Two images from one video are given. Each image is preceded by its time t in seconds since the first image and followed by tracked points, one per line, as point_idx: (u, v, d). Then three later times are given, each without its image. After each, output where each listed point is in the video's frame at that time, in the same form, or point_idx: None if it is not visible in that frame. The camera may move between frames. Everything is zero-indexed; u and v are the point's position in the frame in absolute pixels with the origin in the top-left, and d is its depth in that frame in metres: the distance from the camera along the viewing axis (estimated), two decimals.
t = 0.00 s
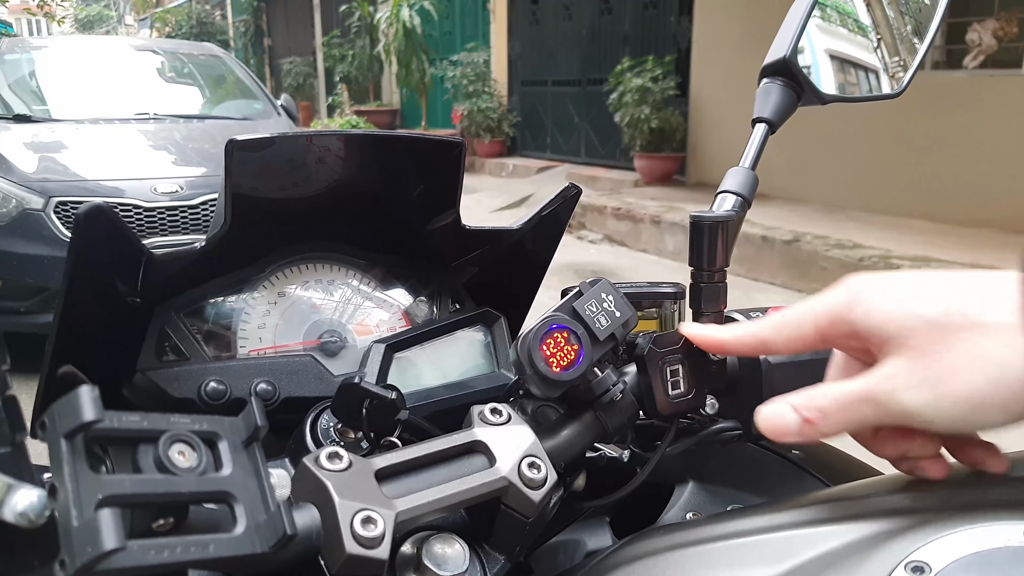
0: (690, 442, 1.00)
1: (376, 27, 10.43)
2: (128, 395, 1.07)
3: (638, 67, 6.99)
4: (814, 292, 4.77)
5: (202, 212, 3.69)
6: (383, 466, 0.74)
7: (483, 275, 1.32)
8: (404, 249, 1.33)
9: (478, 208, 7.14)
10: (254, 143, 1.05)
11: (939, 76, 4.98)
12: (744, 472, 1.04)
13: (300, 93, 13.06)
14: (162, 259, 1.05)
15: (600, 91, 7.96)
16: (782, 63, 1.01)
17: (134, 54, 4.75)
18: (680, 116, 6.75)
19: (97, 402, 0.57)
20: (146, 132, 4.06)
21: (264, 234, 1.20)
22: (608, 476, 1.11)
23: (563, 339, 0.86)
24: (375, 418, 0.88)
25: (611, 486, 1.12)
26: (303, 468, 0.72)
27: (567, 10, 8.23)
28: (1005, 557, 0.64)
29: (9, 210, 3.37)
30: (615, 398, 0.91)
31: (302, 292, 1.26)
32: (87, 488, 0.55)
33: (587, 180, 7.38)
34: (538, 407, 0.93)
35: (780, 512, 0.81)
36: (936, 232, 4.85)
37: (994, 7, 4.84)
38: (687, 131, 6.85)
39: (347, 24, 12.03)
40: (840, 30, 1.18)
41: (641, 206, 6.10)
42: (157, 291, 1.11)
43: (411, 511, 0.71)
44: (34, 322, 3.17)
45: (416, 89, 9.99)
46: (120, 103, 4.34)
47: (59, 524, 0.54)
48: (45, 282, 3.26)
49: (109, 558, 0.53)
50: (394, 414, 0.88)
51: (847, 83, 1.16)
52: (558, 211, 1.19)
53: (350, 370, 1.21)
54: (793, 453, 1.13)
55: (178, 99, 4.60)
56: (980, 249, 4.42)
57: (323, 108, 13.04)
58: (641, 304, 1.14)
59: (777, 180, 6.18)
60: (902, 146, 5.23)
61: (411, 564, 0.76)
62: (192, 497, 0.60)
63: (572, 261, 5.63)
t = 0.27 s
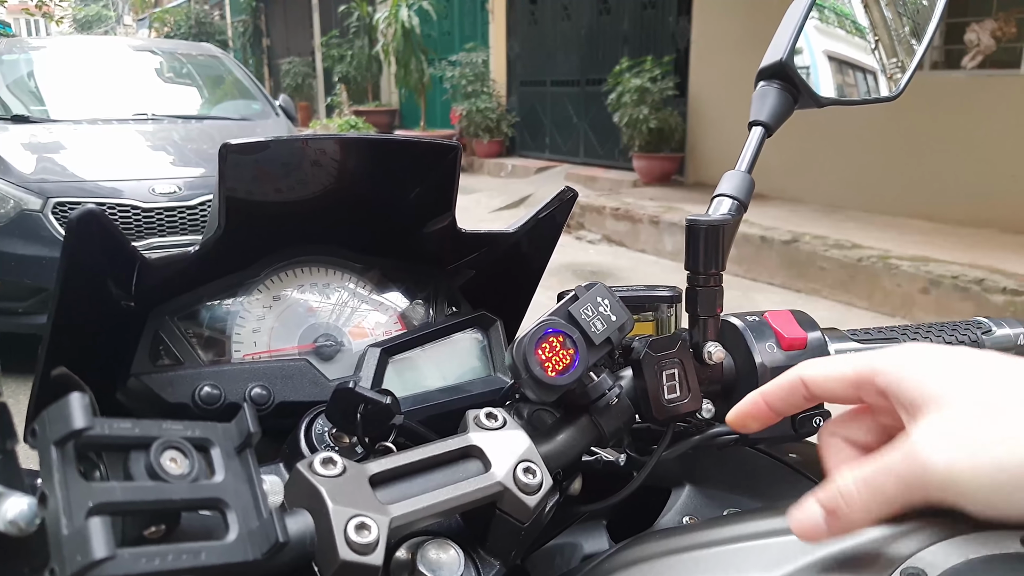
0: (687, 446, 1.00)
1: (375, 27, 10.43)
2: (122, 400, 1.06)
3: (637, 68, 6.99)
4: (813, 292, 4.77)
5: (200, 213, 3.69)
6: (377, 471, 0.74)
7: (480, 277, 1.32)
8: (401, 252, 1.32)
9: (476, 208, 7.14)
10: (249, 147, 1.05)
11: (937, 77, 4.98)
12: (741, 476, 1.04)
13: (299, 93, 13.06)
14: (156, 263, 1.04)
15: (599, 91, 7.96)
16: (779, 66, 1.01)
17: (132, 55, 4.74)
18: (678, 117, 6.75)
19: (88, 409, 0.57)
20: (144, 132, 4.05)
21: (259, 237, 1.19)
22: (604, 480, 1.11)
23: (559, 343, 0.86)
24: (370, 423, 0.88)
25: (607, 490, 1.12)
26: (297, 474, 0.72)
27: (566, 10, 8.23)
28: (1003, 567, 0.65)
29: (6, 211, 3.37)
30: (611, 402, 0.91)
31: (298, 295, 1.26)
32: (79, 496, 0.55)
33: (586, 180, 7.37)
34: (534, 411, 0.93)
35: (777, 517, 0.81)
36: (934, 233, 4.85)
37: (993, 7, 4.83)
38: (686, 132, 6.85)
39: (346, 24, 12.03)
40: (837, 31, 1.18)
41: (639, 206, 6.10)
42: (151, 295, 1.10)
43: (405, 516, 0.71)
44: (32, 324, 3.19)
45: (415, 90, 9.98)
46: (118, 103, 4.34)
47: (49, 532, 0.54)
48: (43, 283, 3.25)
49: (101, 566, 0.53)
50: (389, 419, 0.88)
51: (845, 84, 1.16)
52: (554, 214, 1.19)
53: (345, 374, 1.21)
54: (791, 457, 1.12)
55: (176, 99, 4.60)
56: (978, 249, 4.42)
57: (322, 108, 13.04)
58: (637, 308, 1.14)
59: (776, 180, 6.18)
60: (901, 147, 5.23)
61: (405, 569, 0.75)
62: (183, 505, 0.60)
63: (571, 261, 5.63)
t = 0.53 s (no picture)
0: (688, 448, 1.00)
1: (374, 27, 10.43)
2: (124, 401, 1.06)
3: (636, 68, 7.00)
4: (811, 292, 4.78)
5: (199, 213, 3.69)
6: (379, 473, 0.74)
7: (480, 279, 1.32)
8: (402, 254, 1.33)
9: (476, 208, 7.15)
10: (251, 149, 1.05)
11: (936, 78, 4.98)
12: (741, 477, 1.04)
13: (298, 93, 13.07)
14: (159, 265, 1.05)
15: (598, 92, 7.97)
16: (779, 69, 1.01)
17: (132, 55, 4.74)
18: (677, 117, 6.75)
19: (93, 411, 0.57)
20: (143, 132, 4.06)
21: (260, 239, 1.20)
22: (605, 480, 1.11)
23: (560, 344, 0.86)
24: (371, 424, 0.88)
25: (608, 491, 1.12)
26: (299, 476, 0.72)
27: (565, 10, 8.24)
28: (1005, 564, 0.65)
29: (6, 211, 3.37)
30: (612, 403, 0.91)
31: (300, 296, 1.26)
32: (83, 497, 0.55)
33: (585, 180, 7.38)
34: (535, 412, 0.93)
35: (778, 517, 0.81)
36: (933, 233, 4.86)
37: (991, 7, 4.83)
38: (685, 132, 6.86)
39: (345, 24, 12.03)
40: (836, 33, 1.18)
41: (638, 206, 6.10)
42: (152, 297, 1.11)
43: (407, 518, 0.71)
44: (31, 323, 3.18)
45: (414, 90, 9.99)
46: (118, 103, 4.34)
47: (54, 534, 0.54)
48: (43, 283, 3.25)
49: (106, 567, 0.54)
50: (391, 421, 0.88)
51: (843, 85, 1.17)
52: (554, 216, 1.19)
53: (347, 376, 1.21)
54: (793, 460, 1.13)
55: (175, 99, 4.60)
56: (976, 249, 4.43)
57: (321, 109, 13.05)
58: (637, 309, 1.15)
59: (775, 180, 6.19)
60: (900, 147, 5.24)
61: (407, 570, 0.76)
62: (187, 506, 0.61)
63: (570, 261, 5.64)
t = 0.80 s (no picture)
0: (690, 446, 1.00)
1: (374, 27, 10.43)
2: (127, 400, 1.07)
3: (636, 68, 7.00)
4: (811, 292, 4.78)
5: (199, 213, 3.69)
6: (381, 471, 0.74)
7: (481, 278, 1.32)
8: (402, 253, 1.33)
9: (475, 208, 7.15)
10: (253, 148, 1.06)
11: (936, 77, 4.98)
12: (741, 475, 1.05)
13: (297, 93, 13.06)
14: (161, 264, 1.05)
15: (598, 91, 7.97)
16: (780, 68, 1.02)
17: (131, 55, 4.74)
18: (677, 117, 6.75)
19: (98, 409, 0.58)
20: (143, 132, 4.06)
21: (262, 238, 1.20)
22: (605, 478, 1.11)
23: (562, 343, 0.86)
24: (373, 422, 0.89)
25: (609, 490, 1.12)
26: (302, 474, 0.72)
27: (565, 10, 8.24)
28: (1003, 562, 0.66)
29: (6, 211, 3.37)
30: (613, 402, 0.91)
31: (301, 296, 1.26)
32: (88, 493, 0.56)
33: (585, 180, 7.39)
34: (537, 411, 0.94)
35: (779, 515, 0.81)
36: (933, 233, 4.87)
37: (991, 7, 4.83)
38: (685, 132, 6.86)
39: (344, 24, 12.03)
40: (836, 32, 1.19)
41: (638, 206, 6.11)
42: (155, 296, 1.11)
43: (410, 515, 0.72)
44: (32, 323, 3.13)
45: (414, 90, 9.98)
46: (117, 103, 4.34)
47: (60, 530, 0.54)
48: (43, 283, 3.24)
49: (111, 563, 0.54)
50: (393, 419, 0.88)
51: (844, 84, 1.17)
52: (555, 215, 1.20)
53: (349, 374, 1.22)
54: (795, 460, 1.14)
55: (175, 99, 4.60)
56: (976, 249, 4.43)
57: (320, 109, 13.06)
58: (638, 308, 1.15)
59: (774, 180, 6.20)
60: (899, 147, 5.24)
61: (410, 568, 0.76)
62: (192, 504, 0.61)
63: (570, 261, 5.64)
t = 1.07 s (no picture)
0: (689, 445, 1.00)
1: (373, 27, 10.43)
2: (127, 401, 1.07)
3: (635, 68, 7.00)
4: (810, 292, 4.78)
5: (199, 213, 3.69)
6: (382, 470, 0.74)
7: (481, 278, 1.32)
8: (402, 253, 1.33)
9: (475, 207, 7.15)
10: (253, 149, 1.06)
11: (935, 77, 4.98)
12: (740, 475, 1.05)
13: (297, 94, 13.07)
14: (162, 265, 1.05)
15: (597, 91, 7.97)
16: (779, 67, 1.02)
17: (131, 55, 4.75)
18: (676, 117, 6.76)
19: (99, 410, 0.58)
20: (142, 132, 4.06)
21: (262, 238, 1.20)
22: (605, 478, 1.11)
23: (561, 342, 0.86)
24: (374, 422, 0.89)
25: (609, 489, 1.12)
26: (303, 474, 0.73)
27: (564, 10, 8.25)
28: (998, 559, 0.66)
29: (5, 212, 3.38)
30: (613, 402, 0.91)
31: (300, 296, 1.26)
32: (90, 494, 0.56)
33: (584, 180, 7.39)
34: (537, 410, 0.93)
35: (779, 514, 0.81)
36: (932, 232, 4.87)
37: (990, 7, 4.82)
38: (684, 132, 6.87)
39: (344, 24, 12.03)
40: (834, 32, 1.19)
41: (637, 206, 6.11)
42: (155, 297, 1.11)
43: (410, 515, 0.72)
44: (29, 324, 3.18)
45: (413, 90, 9.99)
46: (117, 104, 4.34)
47: (61, 531, 0.55)
48: (42, 284, 3.25)
49: (113, 565, 0.54)
50: (393, 419, 0.88)
51: (842, 84, 1.17)
52: (555, 215, 1.20)
53: (349, 374, 1.22)
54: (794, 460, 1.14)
55: (174, 100, 4.60)
56: (975, 249, 4.43)
57: (320, 109, 13.06)
58: (638, 308, 1.15)
59: (774, 180, 6.20)
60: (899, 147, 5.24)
61: (410, 567, 0.76)
62: (193, 504, 0.61)
63: (569, 261, 5.65)
